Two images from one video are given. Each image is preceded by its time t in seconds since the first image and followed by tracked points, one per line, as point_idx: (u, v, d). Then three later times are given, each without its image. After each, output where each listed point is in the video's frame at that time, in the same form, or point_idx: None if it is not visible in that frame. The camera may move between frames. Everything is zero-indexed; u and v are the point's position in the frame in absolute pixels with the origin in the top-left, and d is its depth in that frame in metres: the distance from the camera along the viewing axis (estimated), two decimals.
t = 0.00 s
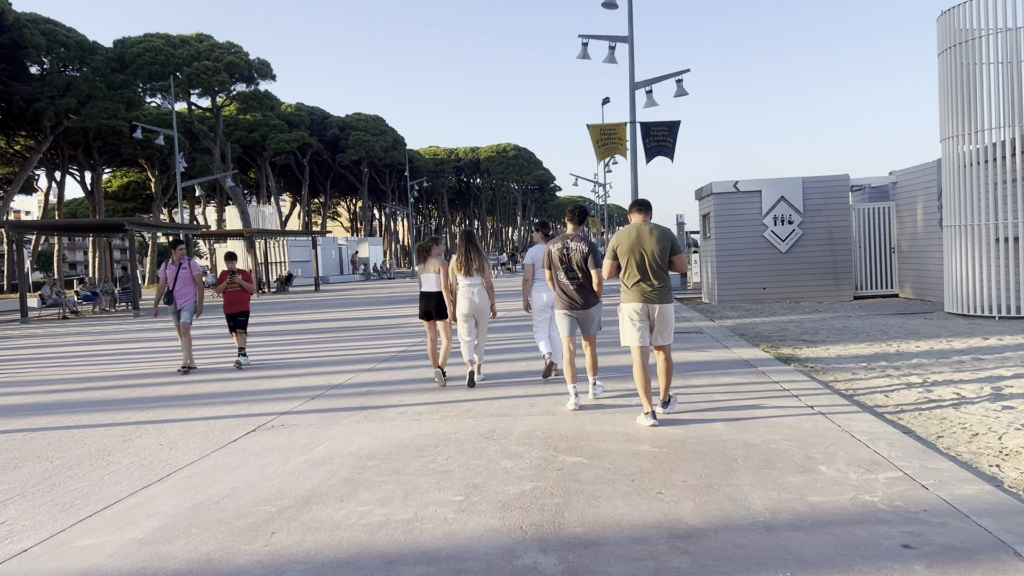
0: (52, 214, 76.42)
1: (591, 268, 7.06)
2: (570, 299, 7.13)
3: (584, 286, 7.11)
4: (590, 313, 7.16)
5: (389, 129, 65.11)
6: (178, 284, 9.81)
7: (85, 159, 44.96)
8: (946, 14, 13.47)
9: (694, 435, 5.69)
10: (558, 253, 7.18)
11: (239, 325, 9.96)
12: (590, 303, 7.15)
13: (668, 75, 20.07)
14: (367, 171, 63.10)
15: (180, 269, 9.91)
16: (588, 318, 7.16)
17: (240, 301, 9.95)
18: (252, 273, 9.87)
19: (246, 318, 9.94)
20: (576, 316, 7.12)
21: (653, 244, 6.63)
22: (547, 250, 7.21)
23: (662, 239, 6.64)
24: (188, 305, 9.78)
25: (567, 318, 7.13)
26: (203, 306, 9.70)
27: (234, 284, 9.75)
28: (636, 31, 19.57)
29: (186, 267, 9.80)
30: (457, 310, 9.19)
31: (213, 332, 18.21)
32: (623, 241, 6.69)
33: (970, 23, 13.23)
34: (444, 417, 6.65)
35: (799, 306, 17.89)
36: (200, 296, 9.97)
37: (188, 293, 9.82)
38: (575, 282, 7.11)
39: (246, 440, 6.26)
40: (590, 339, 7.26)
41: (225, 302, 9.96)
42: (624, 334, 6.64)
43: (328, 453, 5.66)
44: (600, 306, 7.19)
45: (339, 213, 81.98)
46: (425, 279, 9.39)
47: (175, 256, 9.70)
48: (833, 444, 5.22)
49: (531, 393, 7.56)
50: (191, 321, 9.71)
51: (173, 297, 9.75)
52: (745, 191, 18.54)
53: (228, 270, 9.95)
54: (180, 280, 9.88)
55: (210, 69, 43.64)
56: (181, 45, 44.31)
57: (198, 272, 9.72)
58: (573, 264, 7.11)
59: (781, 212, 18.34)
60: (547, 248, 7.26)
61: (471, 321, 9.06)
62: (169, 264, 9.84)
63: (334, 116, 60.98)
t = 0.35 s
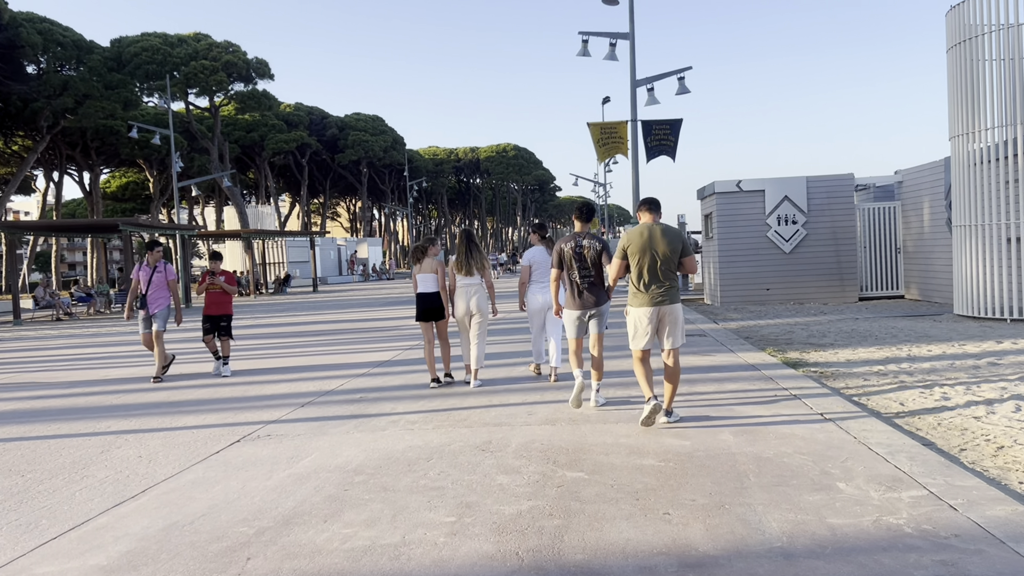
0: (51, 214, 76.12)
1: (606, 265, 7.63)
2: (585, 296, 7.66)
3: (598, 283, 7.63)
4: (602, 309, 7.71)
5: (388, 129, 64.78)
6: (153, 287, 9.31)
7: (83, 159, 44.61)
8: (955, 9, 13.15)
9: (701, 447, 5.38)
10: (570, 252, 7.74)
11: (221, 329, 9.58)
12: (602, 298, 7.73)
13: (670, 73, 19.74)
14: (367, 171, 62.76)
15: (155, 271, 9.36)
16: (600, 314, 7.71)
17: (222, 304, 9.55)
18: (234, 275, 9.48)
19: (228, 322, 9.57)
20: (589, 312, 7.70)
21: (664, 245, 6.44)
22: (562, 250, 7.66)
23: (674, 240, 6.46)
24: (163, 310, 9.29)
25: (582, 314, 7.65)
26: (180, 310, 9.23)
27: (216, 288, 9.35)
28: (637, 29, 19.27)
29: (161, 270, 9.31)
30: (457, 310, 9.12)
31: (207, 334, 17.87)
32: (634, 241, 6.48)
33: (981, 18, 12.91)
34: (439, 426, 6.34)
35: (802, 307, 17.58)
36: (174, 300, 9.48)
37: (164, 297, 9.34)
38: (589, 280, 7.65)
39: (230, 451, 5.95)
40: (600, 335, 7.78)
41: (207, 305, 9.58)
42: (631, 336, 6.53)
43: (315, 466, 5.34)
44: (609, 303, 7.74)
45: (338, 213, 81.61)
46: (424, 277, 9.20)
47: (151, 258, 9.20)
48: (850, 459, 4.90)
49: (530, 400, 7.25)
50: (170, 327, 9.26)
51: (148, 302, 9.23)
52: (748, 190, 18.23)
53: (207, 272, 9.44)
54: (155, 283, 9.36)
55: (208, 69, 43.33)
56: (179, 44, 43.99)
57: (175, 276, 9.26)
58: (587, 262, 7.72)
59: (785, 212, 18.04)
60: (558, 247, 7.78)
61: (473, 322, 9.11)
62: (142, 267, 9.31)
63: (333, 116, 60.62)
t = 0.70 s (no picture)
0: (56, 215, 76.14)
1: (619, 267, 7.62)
2: (595, 298, 7.54)
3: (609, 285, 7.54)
4: (612, 312, 7.57)
5: (392, 129, 64.55)
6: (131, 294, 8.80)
7: (87, 160, 44.47)
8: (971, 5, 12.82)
9: (717, 458, 5.08)
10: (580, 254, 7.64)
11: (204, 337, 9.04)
12: (611, 302, 7.60)
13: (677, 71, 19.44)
14: (371, 172, 62.53)
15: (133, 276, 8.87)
16: (609, 318, 7.56)
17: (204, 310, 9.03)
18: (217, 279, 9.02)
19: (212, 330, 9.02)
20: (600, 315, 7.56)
21: (675, 246, 6.20)
22: (574, 251, 7.57)
23: (685, 240, 6.22)
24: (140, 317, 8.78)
25: (592, 315, 7.53)
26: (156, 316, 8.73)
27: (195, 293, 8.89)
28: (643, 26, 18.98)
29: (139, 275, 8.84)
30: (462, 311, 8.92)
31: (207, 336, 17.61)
32: (644, 241, 6.25)
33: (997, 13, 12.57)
34: (439, 435, 6.05)
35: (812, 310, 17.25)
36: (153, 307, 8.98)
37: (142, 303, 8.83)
38: (601, 282, 7.55)
39: (220, 462, 5.67)
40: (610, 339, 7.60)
41: (188, 312, 8.97)
42: (640, 337, 6.29)
43: (308, 478, 5.06)
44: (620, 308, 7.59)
45: (343, 214, 81.43)
46: (429, 280, 9.05)
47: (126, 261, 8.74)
48: (875, 473, 4.61)
49: (535, 407, 6.96)
50: (148, 334, 8.72)
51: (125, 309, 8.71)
52: (757, 191, 17.94)
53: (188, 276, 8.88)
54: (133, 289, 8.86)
55: (212, 68, 43.15)
56: (182, 44, 43.77)
57: (153, 280, 8.77)
58: (598, 265, 7.62)
59: (794, 212, 17.73)
60: (568, 249, 7.69)
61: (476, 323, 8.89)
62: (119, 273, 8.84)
63: (337, 117, 60.38)
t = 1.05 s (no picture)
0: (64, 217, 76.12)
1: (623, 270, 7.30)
2: (601, 300, 7.28)
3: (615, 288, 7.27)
4: (620, 316, 7.28)
5: (400, 131, 64.33)
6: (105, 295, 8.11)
7: (94, 162, 44.30)
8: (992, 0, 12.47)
9: (740, 474, 4.77)
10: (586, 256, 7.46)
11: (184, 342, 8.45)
12: (620, 306, 7.30)
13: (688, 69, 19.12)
14: (378, 173, 62.28)
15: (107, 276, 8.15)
16: (618, 322, 7.27)
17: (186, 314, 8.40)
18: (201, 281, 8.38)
19: (192, 334, 8.41)
20: (606, 318, 7.31)
21: (677, 250, 6.42)
22: (578, 253, 7.47)
23: (687, 244, 6.44)
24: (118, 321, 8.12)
25: (597, 319, 7.27)
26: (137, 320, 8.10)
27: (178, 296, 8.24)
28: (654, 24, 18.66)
29: (115, 275, 8.14)
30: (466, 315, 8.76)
31: (210, 339, 17.33)
32: (647, 246, 6.49)
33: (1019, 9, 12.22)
34: (445, 447, 5.74)
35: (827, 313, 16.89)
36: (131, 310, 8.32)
37: (119, 305, 8.14)
38: (607, 285, 7.29)
39: (214, 475, 5.38)
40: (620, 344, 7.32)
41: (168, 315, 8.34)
42: (644, 339, 6.53)
43: (305, 495, 4.77)
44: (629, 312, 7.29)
45: (351, 216, 81.23)
46: (436, 283, 8.97)
47: (101, 261, 8.03)
48: (913, 492, 4.29)
49: (545, 416, 6.65)
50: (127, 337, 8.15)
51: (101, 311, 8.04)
52: (769, 192, 17.63)
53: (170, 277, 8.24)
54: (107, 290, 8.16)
55: (218, 70, 42.99)
56: (189, 45, 43.57)
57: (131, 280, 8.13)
58: (603, 267, 7.37)
59: (807, 214, 17.40)
60: (574, 251, 7.54)
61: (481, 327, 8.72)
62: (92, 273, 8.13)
63: (344, 118, 60.17)
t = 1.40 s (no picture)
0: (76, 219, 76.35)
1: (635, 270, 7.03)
2: (612, 302, 7.04)
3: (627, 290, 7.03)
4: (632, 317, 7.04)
5: (411, 132, 64.17)
6: (82, 301, 7.51)
7: (105, 164, 44.29)
8: None
9: (763, 491, 4.46)
10: (597, 257, 7.23)
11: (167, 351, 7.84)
12: (631, 307, 7.06)
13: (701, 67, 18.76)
14: (389, 175, 62.13)
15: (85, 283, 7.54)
16: (628, 323, 7.05)
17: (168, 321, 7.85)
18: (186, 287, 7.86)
19: (173, 343, 7.83)
20: (618, 320, 7.03)
21: (687, 249, 6.30)
22: (587, 253, 7.23)
23: (697, 243, 6.31)
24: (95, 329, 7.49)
25: (607, 321, 7.02)
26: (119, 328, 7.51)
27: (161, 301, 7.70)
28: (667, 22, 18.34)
29: (93, 280, 7.57)
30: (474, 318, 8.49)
31: (215, 343, 17.09)
32: (655, 245, 6.37)
33: None
34: (451, 459, 5.45)
35: (844, 315, 16.53)
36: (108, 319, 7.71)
37: (98, 312, 7.54)
38: (618, 286, 7.07)
39: (205, 488, 5.11)
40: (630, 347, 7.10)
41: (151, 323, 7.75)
42: (653, 342, 6.34)
43: (299, 511, 4.48)
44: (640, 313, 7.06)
45: (362, 218, 81.17)
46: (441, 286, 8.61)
47: (80, 264, 7.45)
48: (952, 512, 3.97)
49: (556, 425, 6.35)
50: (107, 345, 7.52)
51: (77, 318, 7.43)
52: (785, 192, 17.28)
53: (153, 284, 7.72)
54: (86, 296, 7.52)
55: (228, 71, 42.93)
56: (199, 46, 43.51)
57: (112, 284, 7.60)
58: (615, 268, 7.14)
59: (824, 214, 17.03)
60: (584, 252, 7.29)
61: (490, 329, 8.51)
62: (68, 278, 7.54)
63: (355, 120, 60.04)
